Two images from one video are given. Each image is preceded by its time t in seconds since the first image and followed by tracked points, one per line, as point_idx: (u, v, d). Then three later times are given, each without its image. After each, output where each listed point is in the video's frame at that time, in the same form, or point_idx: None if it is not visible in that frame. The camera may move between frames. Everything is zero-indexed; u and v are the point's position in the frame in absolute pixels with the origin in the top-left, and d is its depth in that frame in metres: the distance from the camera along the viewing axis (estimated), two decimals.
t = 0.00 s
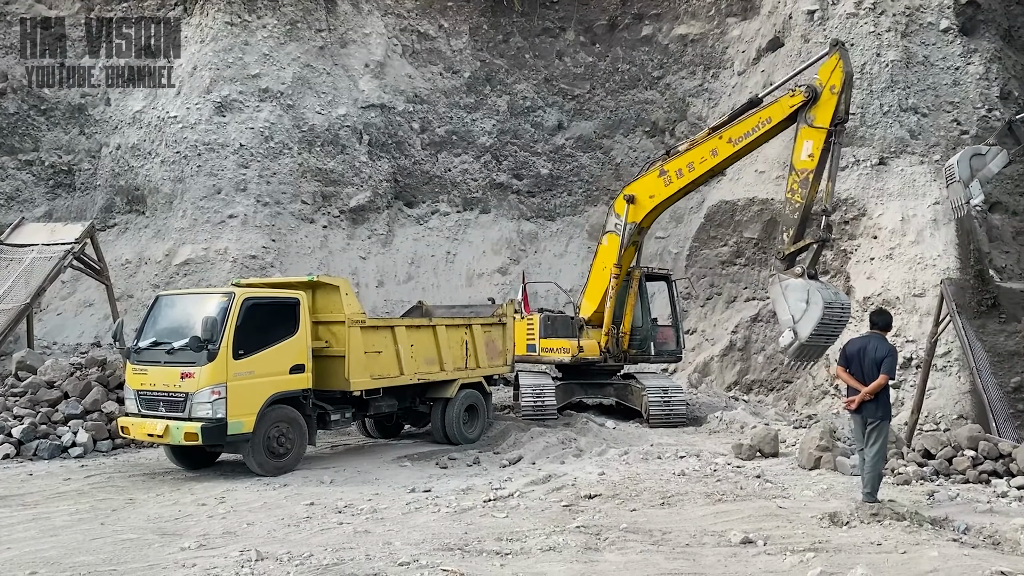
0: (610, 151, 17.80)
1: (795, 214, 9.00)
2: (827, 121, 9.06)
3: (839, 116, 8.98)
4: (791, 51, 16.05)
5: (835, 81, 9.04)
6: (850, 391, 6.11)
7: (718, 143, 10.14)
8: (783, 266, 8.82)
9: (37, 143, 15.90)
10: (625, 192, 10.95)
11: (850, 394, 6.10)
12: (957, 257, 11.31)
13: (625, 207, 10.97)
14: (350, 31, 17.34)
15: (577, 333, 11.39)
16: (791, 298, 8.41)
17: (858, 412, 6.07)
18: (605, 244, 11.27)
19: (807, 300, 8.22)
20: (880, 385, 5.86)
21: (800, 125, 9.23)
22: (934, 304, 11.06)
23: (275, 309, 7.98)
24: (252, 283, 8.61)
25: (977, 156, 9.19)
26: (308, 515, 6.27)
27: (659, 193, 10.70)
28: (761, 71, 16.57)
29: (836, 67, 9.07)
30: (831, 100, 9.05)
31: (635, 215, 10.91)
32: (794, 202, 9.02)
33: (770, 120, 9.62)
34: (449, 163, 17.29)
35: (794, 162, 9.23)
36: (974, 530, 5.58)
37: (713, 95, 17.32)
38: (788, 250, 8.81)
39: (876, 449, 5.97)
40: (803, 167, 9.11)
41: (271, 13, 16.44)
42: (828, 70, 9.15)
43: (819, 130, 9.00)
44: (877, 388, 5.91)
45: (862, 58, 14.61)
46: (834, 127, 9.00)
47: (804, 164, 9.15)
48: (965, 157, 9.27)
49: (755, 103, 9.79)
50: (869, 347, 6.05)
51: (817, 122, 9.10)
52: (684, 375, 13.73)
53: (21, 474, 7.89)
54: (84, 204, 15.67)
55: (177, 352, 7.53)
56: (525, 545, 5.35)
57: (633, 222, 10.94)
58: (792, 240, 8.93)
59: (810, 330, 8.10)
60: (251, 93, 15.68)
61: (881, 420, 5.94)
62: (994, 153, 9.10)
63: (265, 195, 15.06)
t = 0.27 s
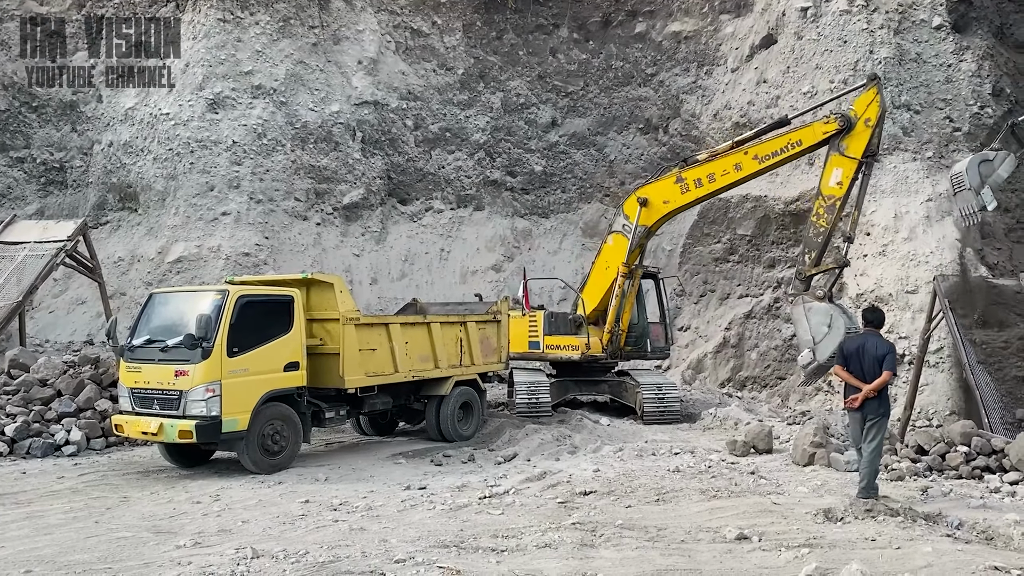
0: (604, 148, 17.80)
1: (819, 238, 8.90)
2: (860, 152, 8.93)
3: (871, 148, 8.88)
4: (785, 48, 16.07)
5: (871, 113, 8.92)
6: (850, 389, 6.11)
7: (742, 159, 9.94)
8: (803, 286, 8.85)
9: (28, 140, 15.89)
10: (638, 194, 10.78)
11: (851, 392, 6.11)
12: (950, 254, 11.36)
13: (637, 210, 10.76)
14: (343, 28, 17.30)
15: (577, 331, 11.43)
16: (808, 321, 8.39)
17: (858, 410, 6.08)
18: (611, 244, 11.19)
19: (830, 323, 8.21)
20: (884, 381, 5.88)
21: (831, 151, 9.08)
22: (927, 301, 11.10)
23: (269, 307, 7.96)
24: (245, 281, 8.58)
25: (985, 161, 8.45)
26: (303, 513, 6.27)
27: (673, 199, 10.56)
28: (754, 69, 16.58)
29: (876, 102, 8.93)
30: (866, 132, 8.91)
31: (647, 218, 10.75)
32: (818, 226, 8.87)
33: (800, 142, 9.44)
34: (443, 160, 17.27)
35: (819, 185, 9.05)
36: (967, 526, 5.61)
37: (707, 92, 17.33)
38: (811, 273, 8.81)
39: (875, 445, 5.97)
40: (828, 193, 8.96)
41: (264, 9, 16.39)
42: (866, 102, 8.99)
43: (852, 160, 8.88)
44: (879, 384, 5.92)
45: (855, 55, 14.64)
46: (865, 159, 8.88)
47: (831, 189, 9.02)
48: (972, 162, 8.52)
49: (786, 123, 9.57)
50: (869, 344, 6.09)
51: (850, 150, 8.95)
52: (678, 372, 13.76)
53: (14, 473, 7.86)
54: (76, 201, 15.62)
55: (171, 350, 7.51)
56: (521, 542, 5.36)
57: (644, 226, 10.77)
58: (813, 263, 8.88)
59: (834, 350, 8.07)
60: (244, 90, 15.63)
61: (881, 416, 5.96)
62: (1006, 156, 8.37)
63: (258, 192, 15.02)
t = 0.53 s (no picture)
0: (598, 145, 17.80)
1: (829, 262, 9.65)
2: (877, 185, 9.61)
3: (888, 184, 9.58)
4: (779, 45, 16.08)
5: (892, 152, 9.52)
6: (850, 387, 6.17)
7: (762, 176, 10.22)
8: (810, 308, 9.56)
9: (20, 136, 15.86)
10: (652, 198, 10.85)
11: (851, 390, 6.17)
12: (943, 250, 11.41)
13: (649, 214, 10.89)
14: (337, 24, 17.26)
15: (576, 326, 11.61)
16: (808, 345, 9.00)
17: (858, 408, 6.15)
18: (617, 244, 11.29)
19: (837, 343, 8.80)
20: (886, 375, 5.98)
21: (850, 181, 9.67)
22: (920, 298, 11.14)
23: (264, 304, 7.94)
24: (240, 278, 8.55)
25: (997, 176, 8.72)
26: (300, 510, 6.25)
27: (687, 207, 10.75)
28: (748, 66, 16.59)
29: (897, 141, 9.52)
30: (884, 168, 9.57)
31: (658, 224, 10.90)
32: (829, 250, 9.65)
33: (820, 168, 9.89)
34: (437, 157, 17.26)
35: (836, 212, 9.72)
36: (962, 521, 5.64)
37: (701, 89, 17.34)
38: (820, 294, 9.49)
39: (875, 440, 6.04)
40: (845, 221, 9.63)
41: (257, 6, 16.34)
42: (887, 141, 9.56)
43: (871, 194, 9.55)
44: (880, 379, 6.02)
45: (849, 52, 14.65)
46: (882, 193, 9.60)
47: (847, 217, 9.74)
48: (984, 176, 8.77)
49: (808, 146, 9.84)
50: (867, 341, 6.21)
51: (868, 183, 9.60)
52: (672, 369, 13.79)
53: (8, 470, 7.82)
54: (69, 198, 15.57)
55: (166, 347, 7.48)
56: (518, 539, 5.36)
57: (654, 231, 10.92)
58: (822, 284, 9.62)
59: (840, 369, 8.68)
60: (237, 87, 15.57)
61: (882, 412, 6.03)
62: (1017, 170, 8.65)
63: (252, 188, 14.97)
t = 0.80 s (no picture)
0: (594, 142, 17.79)
1: (833, 290, 9.84)
2: (885, 220, 9.77)
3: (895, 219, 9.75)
4: (775, 43, 16.08)
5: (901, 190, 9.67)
6: (850, 383, 6.23)
7: (774, 198, 10.27)
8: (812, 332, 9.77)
9: (14, 133, 15.85)
10: (664, 205, 10.81)
11: (851, 386, 6.23)
12: (938, 248, 11.45)
13: (660, 221, 10.86)
14: (333, 21, 17.21)
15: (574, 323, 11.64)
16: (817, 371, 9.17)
17: (857, 403, 6.21)
18: (623, 246, 11.22)
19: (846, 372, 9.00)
20: (887, 370, 6.08)
21: (859, 214, 9.79)
22: (915, 295, 11.19)
23: (260, 301, 7.92)
24: (236, 275, 8.53)
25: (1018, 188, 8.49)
26: (296, 507, 6.25)
27: (697, 218, 10.77)
28: (744, 63, 16.59)
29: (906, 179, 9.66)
30: (892, 204, 9.71)
31: (668, 231, 10.91)
32: (835, 279, 9.81)
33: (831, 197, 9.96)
34: (433, 155, 17.24)
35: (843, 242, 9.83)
36: (957, 517, 5.66)
37: (697, 87, 17.34)
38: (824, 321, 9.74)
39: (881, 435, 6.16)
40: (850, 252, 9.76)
41: (252, 2, 16.28)
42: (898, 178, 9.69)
43: (878, 229, 9.72)
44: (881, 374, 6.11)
45: (845, 50, 14.67)
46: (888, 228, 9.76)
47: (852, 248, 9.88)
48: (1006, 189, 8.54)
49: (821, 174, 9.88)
50: (866, 337, 6.29)
51: (877, 217, 9.75)
52: (667, 366, 13.82)
53: (3, 467, 7.79)
54: (63, 195, 15.55)
55: (162, 344, 7.46)
56: (515, 535, 5.37)
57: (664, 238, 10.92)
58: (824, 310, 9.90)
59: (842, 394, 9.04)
60: (232, 83, 15.51)
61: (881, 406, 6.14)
62: None
63: (248, 185, 14.94)
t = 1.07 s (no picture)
0: (591, 140, 17.78)
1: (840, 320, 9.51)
2: (887, 251, 9.50)
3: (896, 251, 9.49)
4: (772, 41, 16.08)
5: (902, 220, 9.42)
6: (856, 380, 6.23)
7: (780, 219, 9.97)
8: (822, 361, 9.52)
9: (10, 129, 15.76)
10: (673, 212, 10.48)
11: (856, 383, 6.23)
12: (935, 247, 11.47)
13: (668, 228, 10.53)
14: (330, 18, 17.18)
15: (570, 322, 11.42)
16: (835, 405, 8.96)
17: (861, 400, 6.22)
18: (629, 249, 10.96)
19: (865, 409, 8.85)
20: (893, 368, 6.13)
21: (861, 245, 9.54)
22: (911, 293, 11.22)
23: (258, 298, 7.91)
24: (233, 272, 8.52)
25: None
26: (294, 504, 6.25)
27: (704, 230, 10.44)
28: (742, 61, 16.58)
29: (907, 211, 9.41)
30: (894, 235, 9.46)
31: (675, 241, 10.55)
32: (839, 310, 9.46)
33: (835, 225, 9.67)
34: (430, 152, 17.21)
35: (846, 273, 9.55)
36: (954, 515, 5.67)
37: (694, 85, 17.34)
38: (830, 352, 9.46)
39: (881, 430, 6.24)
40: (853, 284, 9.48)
41: None
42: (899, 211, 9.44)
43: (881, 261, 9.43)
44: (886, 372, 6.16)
45: (842, 49, 14.69)
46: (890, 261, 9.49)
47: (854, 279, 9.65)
48: None
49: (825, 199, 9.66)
50: (871, 333, 6.29)
51: (879, 249, 9.49)
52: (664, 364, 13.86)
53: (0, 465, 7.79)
54: (59, 192, 15.51)
55: (159, 341, 7.45)
56: (513, 533, 5.37)
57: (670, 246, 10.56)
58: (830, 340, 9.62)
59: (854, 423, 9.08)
60: (229, 80, 15.48)
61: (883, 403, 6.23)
62: None
63: (245, 182, 14.93)
